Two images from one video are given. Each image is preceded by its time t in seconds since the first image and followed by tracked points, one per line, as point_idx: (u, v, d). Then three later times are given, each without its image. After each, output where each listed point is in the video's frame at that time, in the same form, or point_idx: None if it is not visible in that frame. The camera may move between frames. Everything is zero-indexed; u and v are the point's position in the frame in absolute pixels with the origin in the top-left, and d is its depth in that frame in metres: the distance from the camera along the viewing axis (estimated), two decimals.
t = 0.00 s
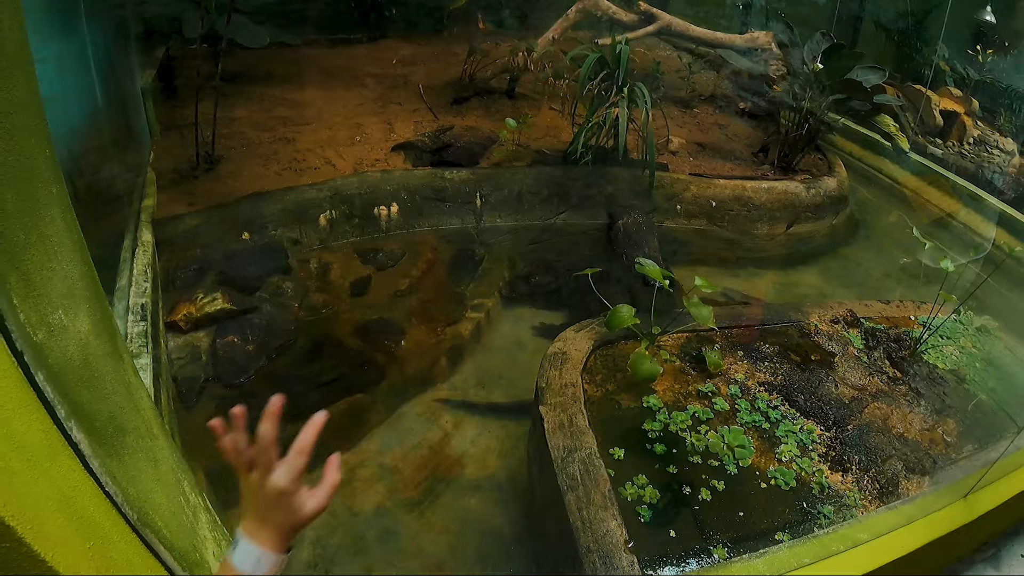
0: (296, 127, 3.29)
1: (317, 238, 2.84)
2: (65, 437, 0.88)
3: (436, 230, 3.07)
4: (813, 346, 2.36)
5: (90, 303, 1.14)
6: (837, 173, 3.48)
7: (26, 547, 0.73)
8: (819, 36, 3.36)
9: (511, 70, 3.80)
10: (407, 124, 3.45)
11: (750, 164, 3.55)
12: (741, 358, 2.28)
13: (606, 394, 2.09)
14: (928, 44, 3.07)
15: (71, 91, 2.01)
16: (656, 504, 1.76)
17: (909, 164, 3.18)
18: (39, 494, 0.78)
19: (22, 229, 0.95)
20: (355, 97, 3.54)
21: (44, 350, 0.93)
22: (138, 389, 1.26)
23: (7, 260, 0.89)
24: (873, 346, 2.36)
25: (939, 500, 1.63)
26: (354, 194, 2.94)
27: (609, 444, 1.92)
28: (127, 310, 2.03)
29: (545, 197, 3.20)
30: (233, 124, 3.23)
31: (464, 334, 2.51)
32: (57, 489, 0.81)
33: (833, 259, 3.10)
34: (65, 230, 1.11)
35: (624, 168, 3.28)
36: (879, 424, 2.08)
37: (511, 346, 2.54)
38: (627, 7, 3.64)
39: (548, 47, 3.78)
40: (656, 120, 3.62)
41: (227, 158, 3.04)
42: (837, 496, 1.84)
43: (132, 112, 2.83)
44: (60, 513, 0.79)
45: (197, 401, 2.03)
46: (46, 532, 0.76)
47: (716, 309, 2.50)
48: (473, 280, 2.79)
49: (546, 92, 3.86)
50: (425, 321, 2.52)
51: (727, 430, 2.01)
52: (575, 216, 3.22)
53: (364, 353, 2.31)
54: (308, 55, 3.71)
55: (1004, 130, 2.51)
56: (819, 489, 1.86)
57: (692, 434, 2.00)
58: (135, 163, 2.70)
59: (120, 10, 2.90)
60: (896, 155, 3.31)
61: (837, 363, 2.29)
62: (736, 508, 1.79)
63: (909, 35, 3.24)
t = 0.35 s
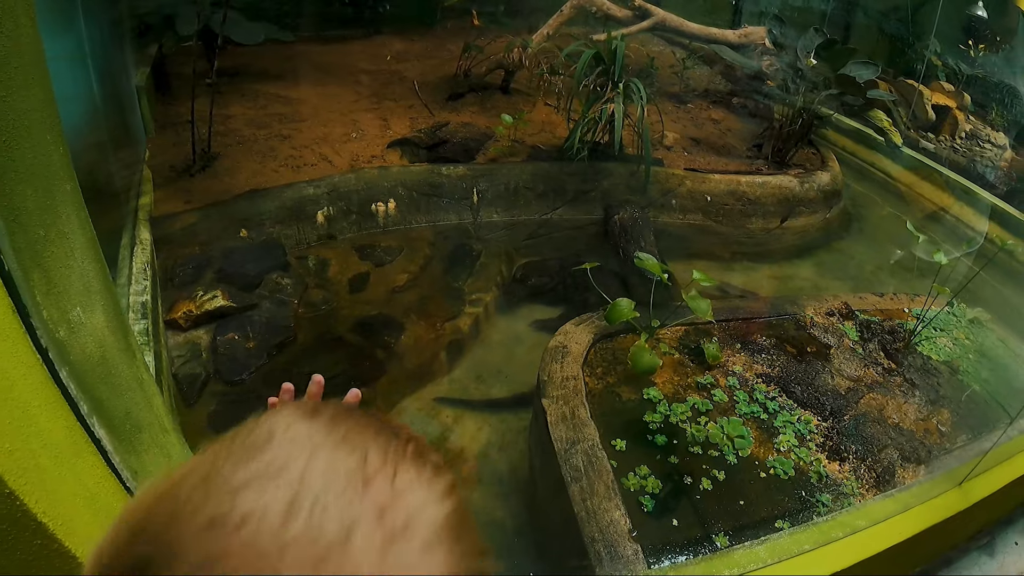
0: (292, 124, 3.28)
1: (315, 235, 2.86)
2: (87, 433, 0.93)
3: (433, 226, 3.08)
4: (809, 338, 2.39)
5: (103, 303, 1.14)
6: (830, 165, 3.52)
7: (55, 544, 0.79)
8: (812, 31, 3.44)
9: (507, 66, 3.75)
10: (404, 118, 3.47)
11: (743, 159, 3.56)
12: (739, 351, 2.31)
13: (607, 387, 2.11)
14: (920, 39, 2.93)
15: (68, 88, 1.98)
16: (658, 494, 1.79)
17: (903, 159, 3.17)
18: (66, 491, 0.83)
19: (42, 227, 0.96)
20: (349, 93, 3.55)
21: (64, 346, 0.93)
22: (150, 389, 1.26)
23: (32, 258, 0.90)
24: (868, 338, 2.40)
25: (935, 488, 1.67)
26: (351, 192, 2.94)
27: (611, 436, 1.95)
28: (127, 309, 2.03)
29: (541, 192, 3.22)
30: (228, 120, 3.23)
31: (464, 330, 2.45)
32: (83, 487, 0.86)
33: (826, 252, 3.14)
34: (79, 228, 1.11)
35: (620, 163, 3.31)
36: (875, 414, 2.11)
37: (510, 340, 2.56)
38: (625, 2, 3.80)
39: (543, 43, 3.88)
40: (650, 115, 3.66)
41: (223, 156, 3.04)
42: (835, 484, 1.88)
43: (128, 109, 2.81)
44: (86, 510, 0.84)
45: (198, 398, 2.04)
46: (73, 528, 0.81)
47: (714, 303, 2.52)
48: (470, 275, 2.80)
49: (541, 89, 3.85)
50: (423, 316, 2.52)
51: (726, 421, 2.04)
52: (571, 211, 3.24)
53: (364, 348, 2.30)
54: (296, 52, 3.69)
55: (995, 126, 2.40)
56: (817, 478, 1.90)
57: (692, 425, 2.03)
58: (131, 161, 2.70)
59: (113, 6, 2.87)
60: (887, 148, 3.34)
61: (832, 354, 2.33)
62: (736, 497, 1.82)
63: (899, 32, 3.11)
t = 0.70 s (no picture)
0: (294, 128, 3.30)
1: (318, 238, 2.82)
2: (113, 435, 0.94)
3: (437, 228, 3.07)
4: (812, 334, 2.41)
5: (120, 306, 1.17)
6: (832, 163, 3.52)
7: (88, 542, 0.79)
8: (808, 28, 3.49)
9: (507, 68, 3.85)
10: (405, 121, 3.52)
11: (744, 157, 3.59)
12: (743, 347, 2.33)
13: (612, 385, 2.13)
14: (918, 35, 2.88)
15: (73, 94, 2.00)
16: (665, 489, 1.82)
17: (903, 154, 3.10)
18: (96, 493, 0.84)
19: (64, 233, 0.98)
20: (349, 97, 3.58)
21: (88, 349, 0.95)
22: (167, 392, 1.28)
23: (56, 263, 0.93)
24: (870, 333, 2.43)
25: (940, 479, 1.69)
26: (354, 195, 2.98)
27: (618, 432, 1.97)
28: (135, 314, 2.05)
29: (543, 193, 3.25)
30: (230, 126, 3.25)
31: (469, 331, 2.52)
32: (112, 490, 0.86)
33: (826, 248, 3.19)
34: (95, 235, 1.13)
35: (621, 163, 3.35)
36: (878, 408, 2.13)
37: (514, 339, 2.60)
38: (620, 3, 3.82)
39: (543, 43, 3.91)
40: (651, 114, 3.68)
41: (226, 161, 3.07)
42: (840, 478, 1.90)
43: (130, 115, 2.83)
44: (116, 511, 0.85)
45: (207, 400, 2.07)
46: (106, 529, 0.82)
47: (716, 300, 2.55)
48: (475, 275, 2.84)
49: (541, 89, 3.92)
50: (431, 318, 2.45)
51: (731, 417, 2.06)
52: (573, 210, 3.26)
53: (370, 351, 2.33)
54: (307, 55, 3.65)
55: (995, 120, 2.41)
56: (821, 472, 1.92)
57: (697, 420, 2.05)
58: (134, 167, 2.72)
59: (115, 13, 2.89)
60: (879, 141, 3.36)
61: (835, 349, 2.35)
62: (742, 491, 1.84)
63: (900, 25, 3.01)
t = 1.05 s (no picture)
0: (320, 142, 3.36)
1: (348, 253, 2.91)
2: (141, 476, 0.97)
3: (464, 239, 3.10)
4: (841, 338, 2.37)
5: (145, 345, 1.21)
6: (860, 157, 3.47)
7: None
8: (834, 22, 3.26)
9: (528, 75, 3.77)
10: (430, 132, 3.48)
11: (770, 155, 3.57)
12: (770, 354, 2.31)
13: (638, 397, 2.12)
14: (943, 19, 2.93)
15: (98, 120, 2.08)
16: (689, 502, 1.82)
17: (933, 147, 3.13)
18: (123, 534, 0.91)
19: (87, 289, 1.03)
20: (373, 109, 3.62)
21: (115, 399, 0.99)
22: (194, 422, 1.33)
23: (82, 321, 0.97)
24: (900, 336, 2.37)
25: (968, 489, 1.65)
26: (381, 208, 3.01)
27: (643, 445, 1.97)
28: (168, 334, 2.11)
29: (569, 199, 3.24)
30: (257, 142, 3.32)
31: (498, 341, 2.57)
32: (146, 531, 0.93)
33: (858, 246, 3.06)
34: (117, 282, 1.18)
35: (646, 165, 3.31)
36: (908, 415, 2.09)
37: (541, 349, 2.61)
38: (641, 3, 3.72)
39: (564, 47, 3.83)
40: (676, 114, 3.62)
41: (254, 178, 3.14)
42: (866, 489, 1.87)
43: (157, 135, 2.91)
44: (140, 548, 0.92)
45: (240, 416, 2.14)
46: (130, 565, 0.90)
47: (742, 306, 2.52)
48: (502, 285, 2.85)
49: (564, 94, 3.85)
50: (454, 328, 2.59)
51: (756, 427, 2.05)
52: (600, 216, 3.25)
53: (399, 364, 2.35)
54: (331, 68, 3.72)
55: None
56: (848, 482, 1.89)
57: (722, 432, 2.04)
58: (165, 186, 2.80)
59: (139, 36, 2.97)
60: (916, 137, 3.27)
61: (864, 354, 2.31)
62: (767, 504, 1.83)
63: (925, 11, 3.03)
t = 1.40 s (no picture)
0: (335, 149, 3.40)
1: (357, 258, 2.93)
2: (102, 460, 0.98)
3: (472, 247, 3.10)
4: (849, 356, 2.32)
5: (127, 338, 1.25)
6: (878, 173, 3.40)
7: (65, 554, 0.81)
8: (851, 34, 3.35)
9: (544, 84, 3.85)
10: (445, 139, 3.54)
11: (787, 170, 3.48)
12: (774, 371, 2.26)
13: (635, 410, 2.09)
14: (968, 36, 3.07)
15: (110, 121, 2.13)
16: (682, 520, 1.77)
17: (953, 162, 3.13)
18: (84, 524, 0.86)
19: (65, 278, 1.06)
20: (391, 117, 3.66)
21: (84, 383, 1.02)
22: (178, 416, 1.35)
23: (54, 306, 1.00)
24: (911, 355, 2.32)
25: (975, 514, 1.60)
26: (391, 214, 3.03)
27: (637, 459, 1.94)
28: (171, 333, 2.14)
29: (580, 210, 3.22)
30: (273, 147, 3.38)
31: (502, 350, 2.55)
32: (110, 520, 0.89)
33: (876, 263, 3.02)
34: (101, 274, 1.22)
35: (659, 178, 3.26)
36: (916, 437, 2.04)
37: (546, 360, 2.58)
38: (660, 15, 3.78)
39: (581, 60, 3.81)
40: (690, 128, 3.61)
41: (269, 182, 3.19)
42: (868, 511, 1.81)
43: (173, 139, 2.96)
44: (101, 531, 0.88)
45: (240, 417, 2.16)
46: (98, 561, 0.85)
47: (748, 320, 2.48)
48: (511, 295, 2.83)
49: (578, 106, 3.83)
50: (462, 337, 2.57)
51: (756, 444, 2.01)
52: (611, 227, 3.23)
53: (403, 369, 2.38)
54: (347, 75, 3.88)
55: None
56: (849, 504, 1.84)
57: (720, 448, 2.00)
58: (179, 188, 2.85)
59: (157, 42, 3.04)
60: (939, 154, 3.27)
61: (873, 373, 2.26)
62: (763, 524, 1.78)
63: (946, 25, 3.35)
